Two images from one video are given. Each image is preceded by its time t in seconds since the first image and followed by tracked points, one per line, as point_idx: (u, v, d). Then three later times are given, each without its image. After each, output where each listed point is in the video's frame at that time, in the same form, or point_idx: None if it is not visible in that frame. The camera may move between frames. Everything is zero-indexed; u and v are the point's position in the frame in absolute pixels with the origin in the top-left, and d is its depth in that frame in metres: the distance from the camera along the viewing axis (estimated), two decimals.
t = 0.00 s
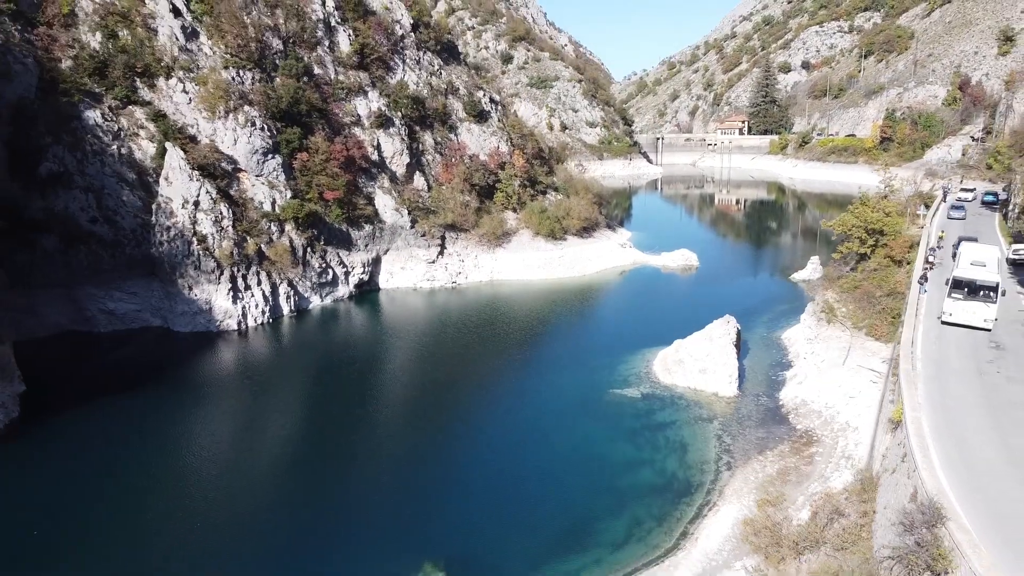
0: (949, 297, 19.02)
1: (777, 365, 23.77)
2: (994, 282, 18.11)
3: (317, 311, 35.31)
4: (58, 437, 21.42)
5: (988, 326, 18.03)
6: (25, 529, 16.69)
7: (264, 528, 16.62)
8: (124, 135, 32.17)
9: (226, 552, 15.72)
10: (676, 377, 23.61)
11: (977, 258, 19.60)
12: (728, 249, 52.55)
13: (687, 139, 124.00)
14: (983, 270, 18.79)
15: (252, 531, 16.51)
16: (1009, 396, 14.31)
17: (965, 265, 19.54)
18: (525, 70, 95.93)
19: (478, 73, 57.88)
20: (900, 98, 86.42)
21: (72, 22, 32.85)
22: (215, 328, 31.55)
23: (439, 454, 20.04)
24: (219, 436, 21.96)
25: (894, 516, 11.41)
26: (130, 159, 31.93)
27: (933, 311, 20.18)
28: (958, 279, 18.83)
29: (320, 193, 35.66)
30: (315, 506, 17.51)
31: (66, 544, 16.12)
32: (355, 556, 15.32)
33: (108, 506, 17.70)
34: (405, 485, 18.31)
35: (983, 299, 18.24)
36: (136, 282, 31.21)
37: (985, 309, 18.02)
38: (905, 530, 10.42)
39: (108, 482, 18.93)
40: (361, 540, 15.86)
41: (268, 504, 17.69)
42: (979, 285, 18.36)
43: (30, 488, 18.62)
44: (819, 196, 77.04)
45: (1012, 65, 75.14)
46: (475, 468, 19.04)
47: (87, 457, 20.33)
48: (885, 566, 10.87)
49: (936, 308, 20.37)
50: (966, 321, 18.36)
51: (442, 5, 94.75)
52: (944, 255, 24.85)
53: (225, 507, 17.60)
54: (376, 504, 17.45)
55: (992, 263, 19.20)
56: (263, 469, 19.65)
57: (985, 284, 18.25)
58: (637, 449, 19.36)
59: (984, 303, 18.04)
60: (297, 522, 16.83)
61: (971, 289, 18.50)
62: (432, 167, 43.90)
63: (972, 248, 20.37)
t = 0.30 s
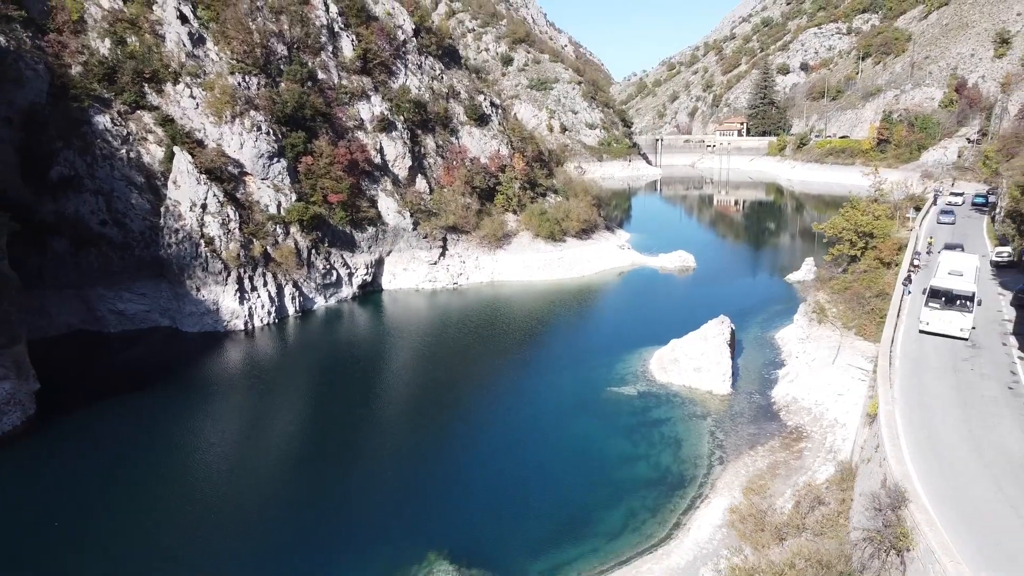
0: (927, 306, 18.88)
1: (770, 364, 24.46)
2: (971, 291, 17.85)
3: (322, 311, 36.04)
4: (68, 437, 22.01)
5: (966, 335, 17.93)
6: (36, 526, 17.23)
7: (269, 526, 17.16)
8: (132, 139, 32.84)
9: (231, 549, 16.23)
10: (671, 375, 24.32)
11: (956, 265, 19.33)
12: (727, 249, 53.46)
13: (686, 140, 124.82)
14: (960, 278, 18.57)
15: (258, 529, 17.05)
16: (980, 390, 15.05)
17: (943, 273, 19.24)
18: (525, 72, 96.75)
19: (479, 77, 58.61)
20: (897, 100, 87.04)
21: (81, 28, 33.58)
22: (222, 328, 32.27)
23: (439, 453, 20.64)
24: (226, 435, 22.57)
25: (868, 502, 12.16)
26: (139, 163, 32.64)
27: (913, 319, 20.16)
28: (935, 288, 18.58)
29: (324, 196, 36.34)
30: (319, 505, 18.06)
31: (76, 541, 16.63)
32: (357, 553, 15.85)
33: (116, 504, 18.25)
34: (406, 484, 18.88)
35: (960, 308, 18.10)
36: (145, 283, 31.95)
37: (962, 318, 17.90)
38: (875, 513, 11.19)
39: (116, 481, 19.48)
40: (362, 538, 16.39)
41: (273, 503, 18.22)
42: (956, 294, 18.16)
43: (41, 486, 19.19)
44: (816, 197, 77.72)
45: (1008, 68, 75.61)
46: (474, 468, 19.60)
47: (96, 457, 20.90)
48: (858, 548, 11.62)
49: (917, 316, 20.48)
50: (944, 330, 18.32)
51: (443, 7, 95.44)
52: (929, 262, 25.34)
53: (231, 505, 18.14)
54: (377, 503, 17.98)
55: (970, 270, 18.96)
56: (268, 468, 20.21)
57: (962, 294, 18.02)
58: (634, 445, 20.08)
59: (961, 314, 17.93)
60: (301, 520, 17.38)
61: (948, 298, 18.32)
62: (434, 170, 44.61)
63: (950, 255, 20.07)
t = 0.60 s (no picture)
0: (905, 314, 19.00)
1: (763, 362, 25.17)
2: (948, 300, 18.11)
3: (326, 311, 36.79)
4: (77, 436, 22.58)
5: (942, 343, 17.94)
6: (47, 524, 17.77)
7: (273, 524, 17.66)
8: (141, 142, 33.58)
9: (237, 547, 16.73)
10: (667, 373, 25.04)
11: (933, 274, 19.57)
12: (725, 250, 54.33)
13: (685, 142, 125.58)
14: (938, 287, 18.81)
15: (262, 527, 17.56)
16: (954, 384, 15.76)
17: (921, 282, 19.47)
18: (525, 74, 97.50)
19: (480, 80, 59.37)
20: (894, 102, 87.72)
21: (90, 34, 34.31)
22: (229, 327, 33.01)
23: (440, 452, 21.19)
24: (232, 435, 23.13)
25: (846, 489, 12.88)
26: (147, 167, 33.36)
27: (892, 328, 20.16)
28: (912, 297, 18.82)
29: (328, 198, 37.08)
30: (322, 504, 18.57)
31: (86, 539, 17.17)
32: (359, 551, 16.35)
33: (124, 503, 18.78)
34: (407, 483, 19.42)
35: (937, 317, 18.25)
36: (154, 284, 32.69)
37: (938, 326, 17.98)
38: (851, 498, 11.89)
39: (124, 481, 20.02)
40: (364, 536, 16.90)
41: (277, 502, 18.74)
42: (934, 302, 18.41)
43: (52, 485, 19.75)
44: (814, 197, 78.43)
45: (1004, 69, 76.12)
46: (473, 467, 20.14)
47: (104, 457, 21.45)
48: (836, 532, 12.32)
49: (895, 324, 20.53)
50: (920, 338, 18.35)
51: (443, 10, 96.07)
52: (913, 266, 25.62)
53: (236, 505, 18.66)
54: (379, 502, 18.49)
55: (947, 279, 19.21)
56: (272, 468, 20.73)
57: (939, 302, 18.26)
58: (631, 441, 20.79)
59: (938, 321, 18.03)
60: (304, 519, 17.89)
61: (925, 306, 18.50)
62: (435, 172, 45.35)
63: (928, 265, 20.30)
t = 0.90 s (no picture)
0: (882, 322, 18.98)
1: (756, 361, 25.90)
2: (925, 308, 18.07)
3: (330, 311, 37.53)
4: (87, 435, 23.18)
5: (919, 352, 17.98)
6: (57, 523, 18.30)
7: (275, 523, 18.15)
8: (149, 146, 34.40)
9: (240, 545, 17.22)
10: (662, 371, 25.80)
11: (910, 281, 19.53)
12: (723, 250, 55.22)
13: (684, 143, 126.70)
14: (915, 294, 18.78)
15: (266, 525, 18.06)
16: (930, 380, 16.45)
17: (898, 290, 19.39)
18: (525, 76, 98.16)
19: (481, 83, 60.19)
20: (891, 104, 88.34)
21: (99, 40, 35.06)
22: (236, 327, 33.79)
23: (439, 452, 21.69)
24: (237, 434, 23.70)
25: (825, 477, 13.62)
26: (155, 170, 34.15)
27: (871, 333, 20.21)
28: (890, 305, 18.75)
29: (332, 200, 37.85)
30: (323, 503, 19.06)
31: (95, 537, 17.71)
32: (358, 549, 16.79)
33: (131, 502, 19.31)
34: (407, 482, 19.90)
35: (914, 325, 18.23)
36: (162, 285, 33.51)
37: (916, 334, 18.02)
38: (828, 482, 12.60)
39: (132, 480, 20.58)
40: (365, 534, 17.39)
41: (280, 501, 19.23)
42: (911, 310, 18.38)
43: (63, 483, 20.34)
44: (811, 199, 79.11)
45: (1001, 71, 76.58)
46: (472, 465, 20.64)
47: (113, 456, 22.03)
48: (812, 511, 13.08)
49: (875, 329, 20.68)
50: (898, 346, 18.39)
51: (444, 11, 96.81)
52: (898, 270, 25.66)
53: (240, 503, 19.17)
54: (379, 501, 18.97)
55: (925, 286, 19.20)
56: (275, 468, 21.24)
57: (917, 310, 18.24)
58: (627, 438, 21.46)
59: (916, 329, 18.01)
60: (306, 517, 18.39)
61: (903, 314, 18.46)
62: (437, 175, 46.13)
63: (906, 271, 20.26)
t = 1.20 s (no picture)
0: (861, 328, 19.04)
1: (750, 359, 26.64)
2: (903, 315, 18.26)
3: (334, 311, 38.26)
4: (94, 436, 23.63)
5: (897, 360, 18.08)
6: (64, 522, 18.74)
7: (277, 522, 18.54)
8: (157, 150, 35.11)
9: (242, 545, 17.60)
10: (659, 369, 26.53)
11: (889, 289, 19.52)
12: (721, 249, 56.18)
13: (683, 144, 127.60)
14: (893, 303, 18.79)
15: (267, 525, 18.44)
16: (910, 377, 17.11)
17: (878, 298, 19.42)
18: (525, 77, 98.70)
19: (481, 86, 60.95)
20: (889, 105, 88.94)
21: (108, 46, 35.86)
22: (242, 327, 34.52)
23: (439, 452, 22.14)
24: (241, 435, 24.14)
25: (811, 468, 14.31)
26: (163, 173, 34.92)
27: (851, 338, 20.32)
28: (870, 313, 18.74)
29: (336, 203, 38.57)
30: (324, 503, 19.45)
31: (100, 537, 18.10)
32: (356, 550, 17.15)
33: (136, 503, 19.70)
34: (407, 482, 20.32)
35: (892, 333, 18.30)
36: (170, 286, 34.28)
37: (894, 342, 18.13)
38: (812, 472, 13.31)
39: (137, 480, 20.99)
40: (364, 534, 17.78)
41: (281, 501, 19.61)
42: (890, 318, 18.56)
43: (71, 483, 20.78)
44: (811, 199, 80.03)
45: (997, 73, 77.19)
46: (470, 465, 21.09)
47: (119, 456, 22.46)
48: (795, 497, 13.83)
49: (855, 335, 20.79)
50: (876, 353, 18.50)
51: (444, 14, 97.57)
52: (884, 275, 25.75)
53: (242, 504, 19.55)
54: (378, 501, 19.37)
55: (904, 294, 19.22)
56: (281, 465, 21.83)
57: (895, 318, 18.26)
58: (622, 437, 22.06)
59: (893, 338, 18.09)
60: (307, 517, 18.79)
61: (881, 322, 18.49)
62: (438, 177, 46.86)
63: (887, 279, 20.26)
